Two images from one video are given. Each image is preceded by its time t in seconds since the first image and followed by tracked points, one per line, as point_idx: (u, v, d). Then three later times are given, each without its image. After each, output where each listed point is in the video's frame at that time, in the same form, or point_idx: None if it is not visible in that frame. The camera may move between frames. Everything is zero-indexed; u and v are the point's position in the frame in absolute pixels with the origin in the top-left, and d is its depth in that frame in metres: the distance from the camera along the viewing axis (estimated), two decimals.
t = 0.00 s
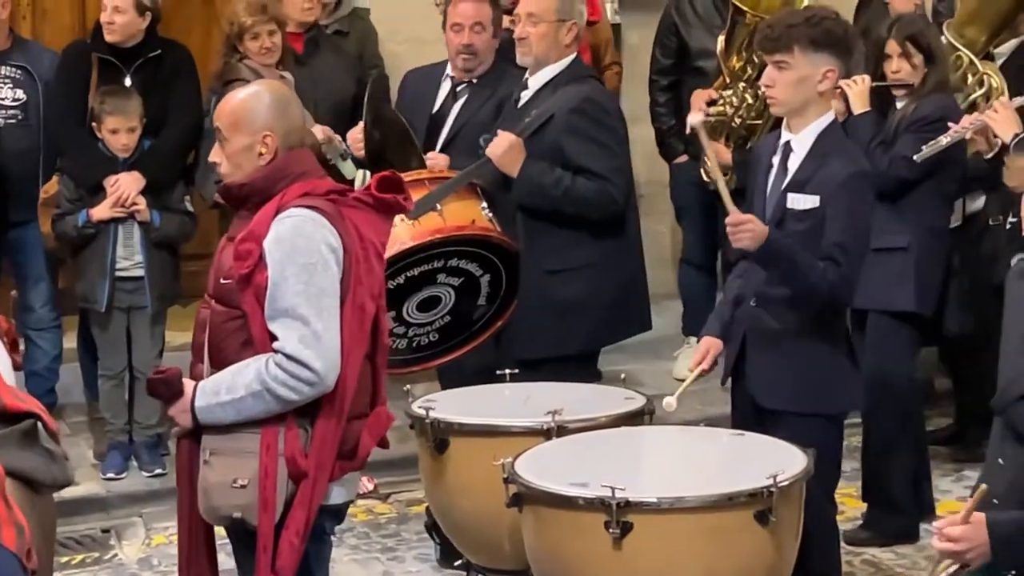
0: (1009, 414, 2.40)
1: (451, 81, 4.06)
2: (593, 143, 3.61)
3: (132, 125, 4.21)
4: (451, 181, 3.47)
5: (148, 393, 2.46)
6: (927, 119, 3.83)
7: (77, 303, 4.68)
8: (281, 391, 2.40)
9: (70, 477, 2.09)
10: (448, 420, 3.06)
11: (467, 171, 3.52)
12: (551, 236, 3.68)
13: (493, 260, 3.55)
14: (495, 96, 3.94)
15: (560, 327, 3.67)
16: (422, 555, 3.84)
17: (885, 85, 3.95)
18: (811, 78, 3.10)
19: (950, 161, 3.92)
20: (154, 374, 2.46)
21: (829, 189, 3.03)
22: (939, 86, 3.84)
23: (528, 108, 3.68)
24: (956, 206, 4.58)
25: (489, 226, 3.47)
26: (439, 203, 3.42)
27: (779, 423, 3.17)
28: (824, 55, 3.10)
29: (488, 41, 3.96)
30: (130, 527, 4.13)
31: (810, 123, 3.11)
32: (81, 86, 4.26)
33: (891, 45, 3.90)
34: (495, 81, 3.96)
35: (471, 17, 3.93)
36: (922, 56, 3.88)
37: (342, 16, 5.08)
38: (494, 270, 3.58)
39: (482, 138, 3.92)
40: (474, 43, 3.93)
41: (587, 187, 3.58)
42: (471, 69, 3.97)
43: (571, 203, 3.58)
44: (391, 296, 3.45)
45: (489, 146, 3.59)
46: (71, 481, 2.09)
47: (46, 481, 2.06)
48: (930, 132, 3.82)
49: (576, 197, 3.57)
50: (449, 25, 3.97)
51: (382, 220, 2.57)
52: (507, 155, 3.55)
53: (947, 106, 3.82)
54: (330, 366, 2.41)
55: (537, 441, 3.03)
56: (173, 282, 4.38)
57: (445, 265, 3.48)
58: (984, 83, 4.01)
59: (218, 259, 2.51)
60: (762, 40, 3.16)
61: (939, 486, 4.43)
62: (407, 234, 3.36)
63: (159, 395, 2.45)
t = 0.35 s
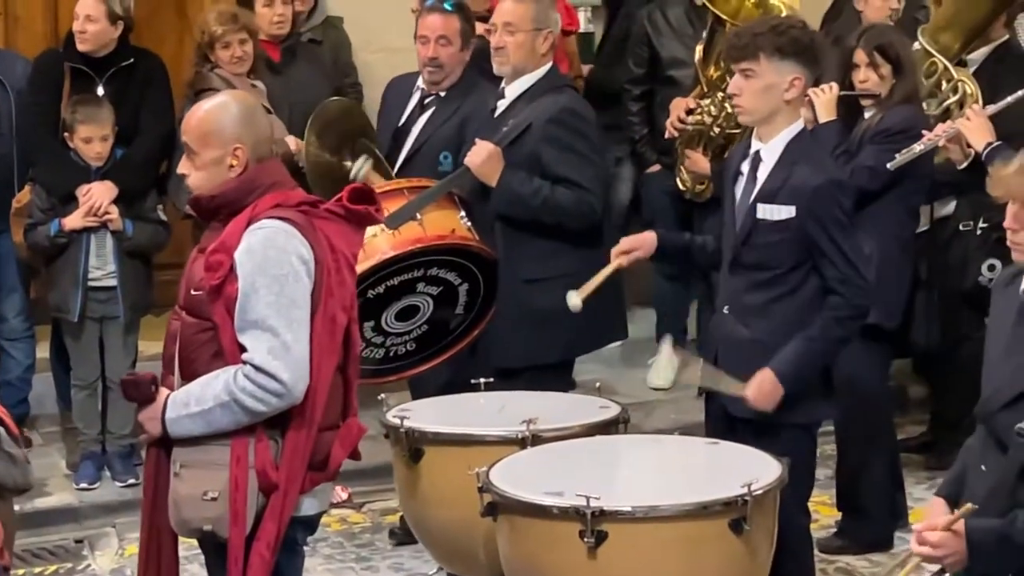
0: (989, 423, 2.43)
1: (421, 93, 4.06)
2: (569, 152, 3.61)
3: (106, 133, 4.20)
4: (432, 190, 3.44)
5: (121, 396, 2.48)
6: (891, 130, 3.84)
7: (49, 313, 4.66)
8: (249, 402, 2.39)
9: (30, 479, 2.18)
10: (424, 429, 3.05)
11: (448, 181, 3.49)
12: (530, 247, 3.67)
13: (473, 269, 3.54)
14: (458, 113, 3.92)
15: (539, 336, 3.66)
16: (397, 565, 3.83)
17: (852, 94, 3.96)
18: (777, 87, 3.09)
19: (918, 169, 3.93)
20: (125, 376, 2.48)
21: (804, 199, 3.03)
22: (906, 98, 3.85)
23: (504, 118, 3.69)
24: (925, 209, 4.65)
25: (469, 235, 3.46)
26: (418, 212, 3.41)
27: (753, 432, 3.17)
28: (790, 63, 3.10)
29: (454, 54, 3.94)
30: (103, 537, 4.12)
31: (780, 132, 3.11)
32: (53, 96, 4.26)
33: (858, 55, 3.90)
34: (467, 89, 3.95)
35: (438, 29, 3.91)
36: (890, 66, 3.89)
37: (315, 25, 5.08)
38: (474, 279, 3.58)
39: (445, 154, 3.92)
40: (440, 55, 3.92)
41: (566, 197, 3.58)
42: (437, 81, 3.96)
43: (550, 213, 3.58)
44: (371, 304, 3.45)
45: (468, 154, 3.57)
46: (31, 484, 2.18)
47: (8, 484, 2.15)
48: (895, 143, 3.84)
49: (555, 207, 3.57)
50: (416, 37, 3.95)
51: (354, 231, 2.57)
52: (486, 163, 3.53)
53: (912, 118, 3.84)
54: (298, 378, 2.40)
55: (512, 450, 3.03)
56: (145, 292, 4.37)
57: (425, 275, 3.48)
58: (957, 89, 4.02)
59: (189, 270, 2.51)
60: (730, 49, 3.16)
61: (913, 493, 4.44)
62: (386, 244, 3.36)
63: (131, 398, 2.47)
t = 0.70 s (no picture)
0: (952, 425, 2.34)
1: (395, 106, 4.05)
2: (550, 159, 3.64)
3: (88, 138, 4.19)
4: (411, 199, 3.46)
5: (94, 403, 2.49)
6: (860, 141, 3.88)
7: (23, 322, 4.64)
8: (219, 415, 2.38)
9: None
10: (400, 438, 3.05)
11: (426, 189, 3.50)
12: (510, 253, 3.68)
13: (453, 278, 3.54)
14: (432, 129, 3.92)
15: (519, 344, 3.66)
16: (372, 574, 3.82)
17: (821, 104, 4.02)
18: (760, 98, 3.09)
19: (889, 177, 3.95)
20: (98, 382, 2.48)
21: (797, 207, 3.07)
22: (876, 109, 3.88)
23: (483, 126, 3.69)
24: (896, 218, 4.63)
25: (450, 243, 3.46)
26: (399, 219, 3.41)
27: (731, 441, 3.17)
28: (773, 74, 3.08)
29: (435, 68, 3.93)
30: (77, 548, 4.10)
31: (763, 142, 3.12)
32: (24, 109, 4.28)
33: (825, 65, 3.96)
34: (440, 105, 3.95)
35: (421, 43, 3.91)
36: (857, 76, 3.93)
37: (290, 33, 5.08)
38: (453, 288, 3.57)
39: (415, 172, 3.92)
40: (420, 68, 3.92)
41: (546, 204, 3.60)
42: (416, 95, 3.96)
43: (530, 220, 3.59)
44: (351, 312, 3.44)
45: (447, 162, 3.58)
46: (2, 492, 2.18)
47: None
48: (862, 154, 3.88)
49: (535, 214, 3.59)
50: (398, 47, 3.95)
51: (329, 243, 2.56)
52: (467, 171, 3.54)
53: (881, 131, 3.88)
54: (269, 391, 2.40)
55: (487, 459, 3.03)
56: (119, 301, 4.36)
57: (405, 283, 3.47)
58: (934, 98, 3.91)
59: (162, 281, 2.50)
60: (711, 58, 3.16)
61: (889, 500, 4.44)
62: (365, 252, 3.36)
63: (104, 406, 2.48)
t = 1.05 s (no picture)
0: (920, 428, 2.36)
1: (367, 115, 4.05)
2: (530, 167, 3.65)
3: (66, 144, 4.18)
4: (392, 207, 3.45)
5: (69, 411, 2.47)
6: (831, 152, 3.89)
7: None
8: (195, 424, 2.38)
9: None
10: (375, 446, 3.05)
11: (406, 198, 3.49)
12: (490, 262, 3.68)
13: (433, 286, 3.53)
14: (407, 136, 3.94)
15: (500, 350, 3.66)
16: None
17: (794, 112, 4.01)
18: (738, 103, 3.10)
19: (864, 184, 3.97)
20: (74, 391, 2.46)
21: (782, 214, 3.07)
22: (852, 119, 3.89)
23: (462, 134, 3.69)
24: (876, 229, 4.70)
25: (431, 251, 3.45)
26: (379, 227, 3.40)
27: (708, 449, 3.17)
28: (750, 80, 3.10)
29: (410, 77, 3.94)
30: (54, 557, 4.09)
31: (740, 150, 3.12)
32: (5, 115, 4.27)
33: (799, 75, 3.92)
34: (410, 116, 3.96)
35: (396, 50, 3.92)
36: (829, 84, 3.92)
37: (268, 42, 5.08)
38: (434, 296, 3.56)
39: (390, 181, 3.91)
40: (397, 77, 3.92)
41: (528, 212, 3.60)
42: (392, 103, 3.95)
43: (511, 229, 3.59)
44: (330, 321, 3.44)
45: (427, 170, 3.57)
46: None
47: None
48: (833, 165, 3.89)
49: (517, 222, 3.59)
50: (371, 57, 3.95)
51: (304, 251, 2.56)
52: (447, 181, 3.53)
53: (855, 141, 3.89)
54: (245, 399, 2.40)
55: (463, 467, 3.03)
56: (96, 310, 4.35)
57: (385, 291, 3.47)
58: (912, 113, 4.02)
59: (138, 289, 2.49)
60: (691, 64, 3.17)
61: (866, 507, 4.45)
62: (346, 260, 3.35)
63: (80, 414, 2.45)
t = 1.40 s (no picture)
0: (893, 433, 2.38)
1: (339, 119, 4.05)
2: (508, 174, 3.65)
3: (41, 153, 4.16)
4: (369, 217, 3.46)
5: (44, 422, 2.46)
6: (803, 161, 3.89)
7: None
8: (174, 432, 2.38)
9: None
10: (352, 455, 3.04)
11: (384, 207, 3.50)
12: (469, 269, 3.69)
13: (412, 294, 3.53)
14: (383, 137, 3.95)
15: (480, 359, 3.67)
16: None
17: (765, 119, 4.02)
18: (711, 109, 3.10)
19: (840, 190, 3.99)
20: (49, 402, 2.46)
21: (761, 220, 3.08)
22: (825, 129, 3.88)
23: (439, 143, 3.69)
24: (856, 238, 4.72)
25: (410, 260, 3.47)
26: (359, 237, 3.42)
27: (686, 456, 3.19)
28: (722, 86, 3.10)
29: (385, 77, 3.98)
30: (30, 565, 4.09)
31: (717, 156, 3.14)
32: None
33: (769, 84, 3.95)
34: (383, 120, 3.98)
35: (373, 51, 3.96)
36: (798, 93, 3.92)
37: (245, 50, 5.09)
38: (413, 305, 3.57)
39: (370, 179, 3.95)
40: (374, 77, 3.95)
41: (506, 219, 3.61)
42: (370, 104, 3.97)
43: (491, 236, 3.61)
44: (309, 332, 3.42)
45: (404, 178, 3.57)
46: None
47: None
48: (805, 174, 3.89)
49: (496, 229, 3.60)
50: (347, 58, 3.97)
51: (279, 257, 2.56)
52: (425, 189, 3.53)
53: (826, 149, 3.88)
54: (223, 407, 2.40)
55: (440, 474, 3.02)
56: (72, 318, 4.35)
57: (364, 300, 3.47)
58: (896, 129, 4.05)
59: (113, 299, 2.49)
60: (664, 71, 3.18)
61: (843, 513, 4.46)
62: (325, 271, 3.35)
63: (55, 426, 2.44)
